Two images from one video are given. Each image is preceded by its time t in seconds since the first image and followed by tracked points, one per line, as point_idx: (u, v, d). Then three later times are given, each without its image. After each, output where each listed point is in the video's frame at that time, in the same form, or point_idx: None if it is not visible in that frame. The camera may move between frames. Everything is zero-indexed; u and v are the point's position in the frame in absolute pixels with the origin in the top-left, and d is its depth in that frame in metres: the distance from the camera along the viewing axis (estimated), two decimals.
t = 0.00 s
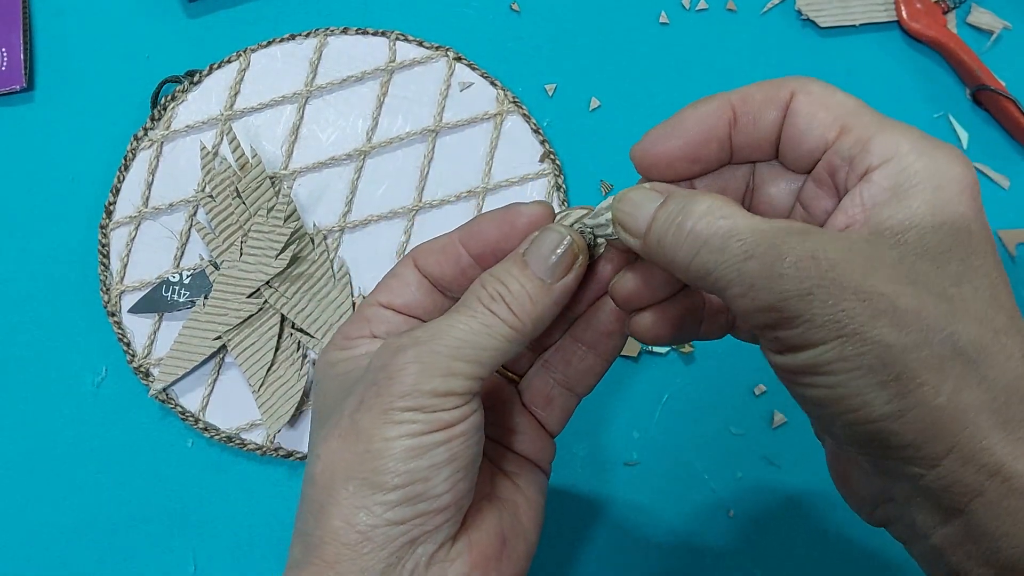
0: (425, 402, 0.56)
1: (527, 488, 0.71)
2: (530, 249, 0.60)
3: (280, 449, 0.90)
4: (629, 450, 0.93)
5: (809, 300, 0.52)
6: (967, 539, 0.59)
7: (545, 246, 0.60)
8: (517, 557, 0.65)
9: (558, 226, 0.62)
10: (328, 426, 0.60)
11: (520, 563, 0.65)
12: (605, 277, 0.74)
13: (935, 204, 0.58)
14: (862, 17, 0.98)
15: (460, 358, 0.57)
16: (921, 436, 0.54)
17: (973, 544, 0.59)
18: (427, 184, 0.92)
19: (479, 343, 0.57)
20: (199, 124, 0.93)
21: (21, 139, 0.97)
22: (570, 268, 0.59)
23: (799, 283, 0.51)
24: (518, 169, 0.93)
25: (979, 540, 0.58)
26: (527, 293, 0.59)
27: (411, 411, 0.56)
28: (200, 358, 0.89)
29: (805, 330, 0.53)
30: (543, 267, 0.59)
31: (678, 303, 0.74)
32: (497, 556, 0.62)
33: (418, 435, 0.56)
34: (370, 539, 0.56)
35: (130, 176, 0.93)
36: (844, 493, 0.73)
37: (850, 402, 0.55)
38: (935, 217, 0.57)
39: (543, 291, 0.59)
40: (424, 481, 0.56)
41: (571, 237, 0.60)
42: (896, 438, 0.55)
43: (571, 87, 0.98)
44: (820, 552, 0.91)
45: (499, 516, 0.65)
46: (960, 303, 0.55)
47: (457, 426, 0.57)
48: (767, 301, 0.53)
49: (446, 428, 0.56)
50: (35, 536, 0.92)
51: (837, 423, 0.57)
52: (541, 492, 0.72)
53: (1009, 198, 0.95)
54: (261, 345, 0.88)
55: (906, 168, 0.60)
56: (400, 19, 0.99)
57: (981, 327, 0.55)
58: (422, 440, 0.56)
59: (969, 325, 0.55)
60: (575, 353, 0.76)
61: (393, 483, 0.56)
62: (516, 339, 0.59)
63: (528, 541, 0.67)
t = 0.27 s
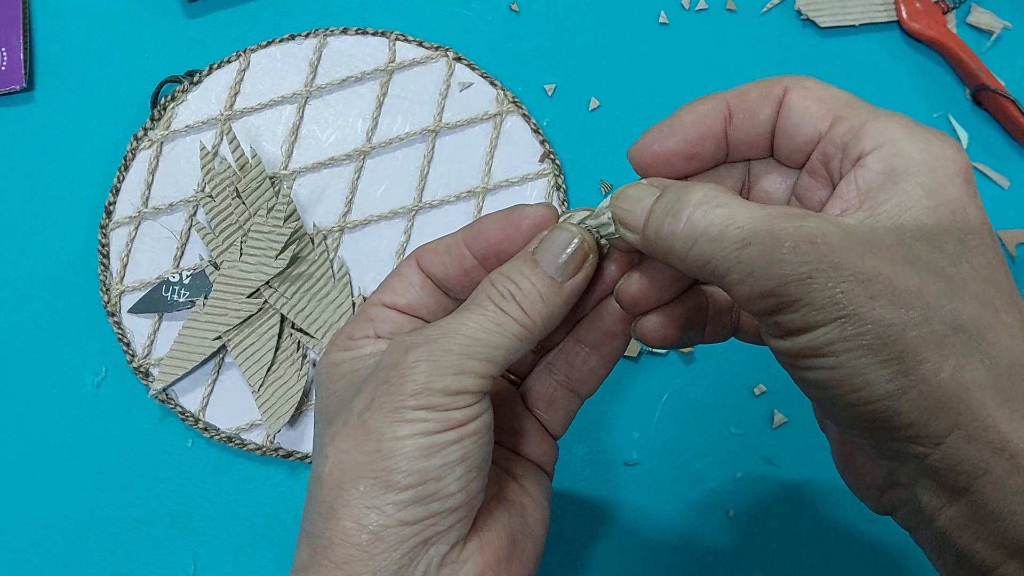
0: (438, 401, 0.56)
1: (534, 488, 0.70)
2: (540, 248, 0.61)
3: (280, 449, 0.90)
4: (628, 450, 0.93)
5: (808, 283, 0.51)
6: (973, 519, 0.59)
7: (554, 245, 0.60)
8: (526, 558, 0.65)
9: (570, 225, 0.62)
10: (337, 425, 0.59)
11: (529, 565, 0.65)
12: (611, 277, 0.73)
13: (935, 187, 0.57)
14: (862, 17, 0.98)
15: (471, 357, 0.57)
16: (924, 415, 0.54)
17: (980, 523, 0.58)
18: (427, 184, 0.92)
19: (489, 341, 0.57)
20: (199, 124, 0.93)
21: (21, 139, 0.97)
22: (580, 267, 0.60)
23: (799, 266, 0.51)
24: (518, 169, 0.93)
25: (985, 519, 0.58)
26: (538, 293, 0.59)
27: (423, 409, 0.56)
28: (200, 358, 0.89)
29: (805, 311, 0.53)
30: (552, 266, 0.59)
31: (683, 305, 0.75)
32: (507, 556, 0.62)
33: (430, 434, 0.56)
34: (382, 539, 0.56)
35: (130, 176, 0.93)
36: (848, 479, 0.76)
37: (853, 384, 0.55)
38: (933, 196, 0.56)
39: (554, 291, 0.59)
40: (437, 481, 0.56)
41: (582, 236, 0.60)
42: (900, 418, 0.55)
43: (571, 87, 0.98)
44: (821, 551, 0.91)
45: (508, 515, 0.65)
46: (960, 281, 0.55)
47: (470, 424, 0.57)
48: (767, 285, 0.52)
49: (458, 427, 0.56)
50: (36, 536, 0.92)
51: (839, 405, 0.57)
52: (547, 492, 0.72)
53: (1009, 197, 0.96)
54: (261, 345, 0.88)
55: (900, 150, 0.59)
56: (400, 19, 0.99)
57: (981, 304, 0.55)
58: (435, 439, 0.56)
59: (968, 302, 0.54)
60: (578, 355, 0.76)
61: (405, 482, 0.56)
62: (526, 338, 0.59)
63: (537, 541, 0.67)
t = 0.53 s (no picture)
0: (451, 396, 0.56)
1: (543, 489, 0.70)
2: (551, 243, 0.61)
3: (280, 449, 0.90)
4: (628, 450, 0.93)
5: (802, 266, 0.51)
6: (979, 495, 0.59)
7: (566, 240, 0.61)
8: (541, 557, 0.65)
9: (584, 220, 0.63)
10: (348, 422, 0.59)
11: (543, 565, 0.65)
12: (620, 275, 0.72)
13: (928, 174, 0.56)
14: (862, 17, 0.98)
15: (482, 351, 0.57)
16: (926, 393, 0.54)
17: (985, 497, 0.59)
18: (427, 184, 0.92)
19: (499, 335, 0.58)
20: (199, 124, 0.93)
21: (21, 139, 0.97)
22: (592, 261, 0.61)
23: (794, 249, 0.50)
24: (518, 169, 0.93)
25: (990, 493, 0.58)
26: (549, 288, 0.59)
27: (436, 405, 0.56)
28: (200, 358, 0.89)
29: (802, 294, 0.52)
30: (563, 262, 0.60)
31: (691, 301, 0.75)
32: (520, 555, 0.62)
33: (443, 430, 0.56)
34: (395, 538, 0.56)
35: (130, 176, 0.93)
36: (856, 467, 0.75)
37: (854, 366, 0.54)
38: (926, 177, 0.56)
39: (565, 285, 0.60)
40: (450, 477, 0.56)
41: (594, 229, 0.61)
42: (901, 397, 0.55)
43: (571, 87, 0.98)
44: (821, 552, 0.91)
45: (520, 513, 0.65)
46: (954, 257, 0.54)
47: (481, 420, 0.57)
48: (764, 269, 0.52)
49: (471, 422, 0.56)
50: (36, 536, 0.92)
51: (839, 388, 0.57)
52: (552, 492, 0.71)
53: (1009, 197, 0.96)
54: (261, 345, 0.88)
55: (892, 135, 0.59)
56: (399, 19, 0.99)
57: (977, 280, 0.55)
58: (448, 436, 0.56)
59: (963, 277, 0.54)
60: (584, 353, 0.76)
61: (418, 479, 0.55)
62: (538, 333, 0.59)
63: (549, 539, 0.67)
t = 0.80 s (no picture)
0: (400, 395, 0.56)
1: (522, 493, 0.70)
2: (498, 225, 0.61)
3: (280, 449, 0.90)
4: (628, 450, 0.93)
5: (832, 239, 0.51)
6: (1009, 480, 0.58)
7: (514, 219, 0.60)
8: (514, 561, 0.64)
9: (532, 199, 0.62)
10: (309, 428, 0.60)
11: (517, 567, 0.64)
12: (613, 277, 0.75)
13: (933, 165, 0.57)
14: (862, 17, 0.98)
15: (432, 337, 0.57)
16: (952, 368, 0.54)
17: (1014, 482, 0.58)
18: (427, 184, 0.93)
19: (447, 316, 0.57)
20: (198, 124, 0.93)
21: (21, 139, 0.97)
22: (538, 234, 0.60)
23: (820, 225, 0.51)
24: (518, 170, 0.93)
25: None
26: (496, 262, 0.59)
27: (387, 406, 0.56)
28: (200, 357, 0.89)
29: (830, 272, 0.53)
30: (514, 240, 0.60)
31: (690, 304, 0.76)
32: (493, 561, 0.62)
33: (396, 432, 0.56)
34: (352, 548, 0.56)
35: (130, 176, 0.93)
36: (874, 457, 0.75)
37: (884, 343, 0.55)
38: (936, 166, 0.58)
39: (526, 272, 0.60)
40: (406, 483, 0.56)
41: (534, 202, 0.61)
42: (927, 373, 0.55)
43: (571, 87, 0.98)
44: (819, 552, 0.91)
45: (494, 519, 0.65)
46: (979, 236, 0.55)
47: (435, 420, 0.57)
48: (791, 246, 0.52)
49: (425, 424, 0.56)
50: (36, 536, 0.92)
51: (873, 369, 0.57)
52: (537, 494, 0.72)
53: (1009, 198, 0.95)
54: (261, 345, 0.88)
55: (899, 132, 0.61)
56: (400, 19, 0.99)
57: (1001, 260, 0.55)
58: (401, 438, 0.56)
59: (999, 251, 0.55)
60: (574, 359, 0.76)
61: (372, 485, 0.56)
62: (488, 307, 0.58)
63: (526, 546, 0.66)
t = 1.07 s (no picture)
0: (424, 386, 0.56)
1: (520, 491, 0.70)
2: (534, 246, 0.63)
3: (280, 449, 0.90)
4: (628, 450, 0.93)
5: (829, 231, 0.51)
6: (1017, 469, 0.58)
7: (553, 244, 0.62)
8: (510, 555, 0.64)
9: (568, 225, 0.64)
10: (324, 413, 0.59)
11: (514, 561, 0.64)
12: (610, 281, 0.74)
13: (932, 161, 0.58)
14: (862, 17, 0.98)
15: (461, 345, 0.58)
16: (955, 356, 0.54)
17: None
18: (427, 184, 0.93)
19: (478, 330, 0.58)
20: (199, 124, 0.93)
21: (21, 139, 0.97)
22: (573, 262, 0.62)
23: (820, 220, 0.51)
24: (518, 169, 0.93)
25: None
26: (531, 285, 0.60)
27: (410, 395, 0.56)
28: (200, 358, 0.89)
29: (832, 267, 0.53)
30: (547, 261, 0.62)
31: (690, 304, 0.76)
32: (489, 552, 0.62)
33: (415, 421, 0.56)
34: (361, 530, 0.55)
35: (130, 176, 0.93)
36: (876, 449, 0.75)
37: (886, 334, 0.55)
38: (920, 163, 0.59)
39: (547, 282, 0.61)
40: (422, 469, 0.56)
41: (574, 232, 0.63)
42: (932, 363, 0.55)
43: (571, 87, 0.98)
44: (819, 552, 0.91)
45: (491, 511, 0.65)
46: (978, 229, 0.55)
47: (456, 413, 0.58)
48: (791, 241, 0.52)
49: (447, 414, 0.57)
50: (36, 536, 0.92)
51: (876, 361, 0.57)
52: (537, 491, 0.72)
53: (1009, 197, 0.96)
54: (261, 345, 0.88)
55: (896, 130, 0.61)
56: (400, 19, 0.99)
57: (1001, 251, 0.56)
58: (421, 426, 0.56)
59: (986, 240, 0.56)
60: (573, 360, 0.76)
61: (388, 470, 0.55)
62: (518, 328, 0.60)
63: (523, 539, 0.66)
